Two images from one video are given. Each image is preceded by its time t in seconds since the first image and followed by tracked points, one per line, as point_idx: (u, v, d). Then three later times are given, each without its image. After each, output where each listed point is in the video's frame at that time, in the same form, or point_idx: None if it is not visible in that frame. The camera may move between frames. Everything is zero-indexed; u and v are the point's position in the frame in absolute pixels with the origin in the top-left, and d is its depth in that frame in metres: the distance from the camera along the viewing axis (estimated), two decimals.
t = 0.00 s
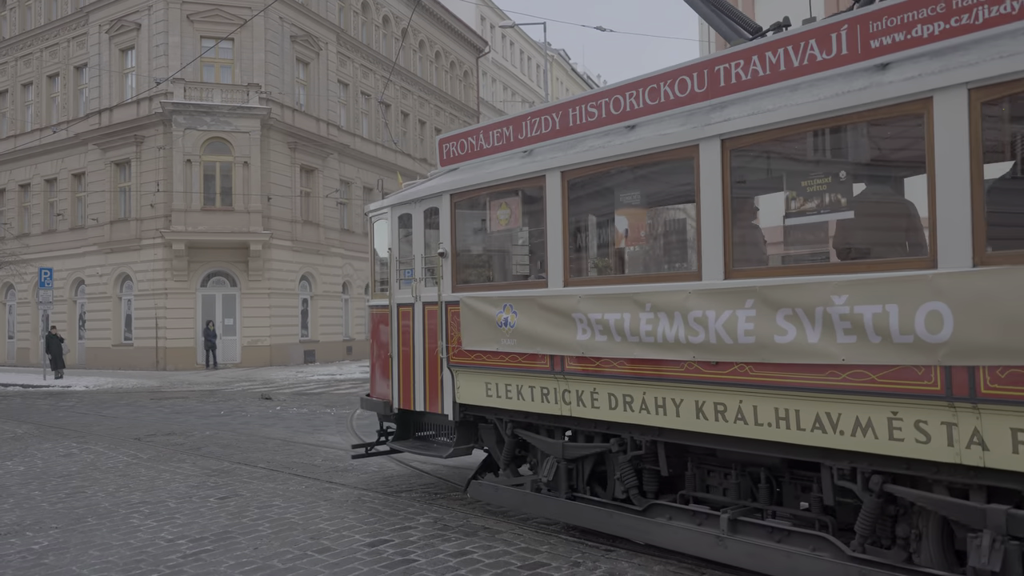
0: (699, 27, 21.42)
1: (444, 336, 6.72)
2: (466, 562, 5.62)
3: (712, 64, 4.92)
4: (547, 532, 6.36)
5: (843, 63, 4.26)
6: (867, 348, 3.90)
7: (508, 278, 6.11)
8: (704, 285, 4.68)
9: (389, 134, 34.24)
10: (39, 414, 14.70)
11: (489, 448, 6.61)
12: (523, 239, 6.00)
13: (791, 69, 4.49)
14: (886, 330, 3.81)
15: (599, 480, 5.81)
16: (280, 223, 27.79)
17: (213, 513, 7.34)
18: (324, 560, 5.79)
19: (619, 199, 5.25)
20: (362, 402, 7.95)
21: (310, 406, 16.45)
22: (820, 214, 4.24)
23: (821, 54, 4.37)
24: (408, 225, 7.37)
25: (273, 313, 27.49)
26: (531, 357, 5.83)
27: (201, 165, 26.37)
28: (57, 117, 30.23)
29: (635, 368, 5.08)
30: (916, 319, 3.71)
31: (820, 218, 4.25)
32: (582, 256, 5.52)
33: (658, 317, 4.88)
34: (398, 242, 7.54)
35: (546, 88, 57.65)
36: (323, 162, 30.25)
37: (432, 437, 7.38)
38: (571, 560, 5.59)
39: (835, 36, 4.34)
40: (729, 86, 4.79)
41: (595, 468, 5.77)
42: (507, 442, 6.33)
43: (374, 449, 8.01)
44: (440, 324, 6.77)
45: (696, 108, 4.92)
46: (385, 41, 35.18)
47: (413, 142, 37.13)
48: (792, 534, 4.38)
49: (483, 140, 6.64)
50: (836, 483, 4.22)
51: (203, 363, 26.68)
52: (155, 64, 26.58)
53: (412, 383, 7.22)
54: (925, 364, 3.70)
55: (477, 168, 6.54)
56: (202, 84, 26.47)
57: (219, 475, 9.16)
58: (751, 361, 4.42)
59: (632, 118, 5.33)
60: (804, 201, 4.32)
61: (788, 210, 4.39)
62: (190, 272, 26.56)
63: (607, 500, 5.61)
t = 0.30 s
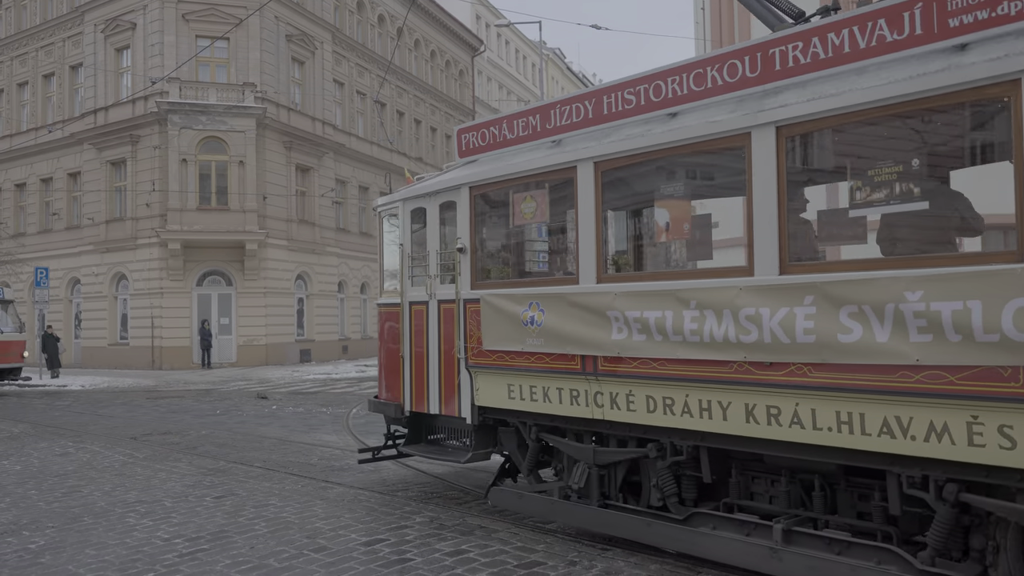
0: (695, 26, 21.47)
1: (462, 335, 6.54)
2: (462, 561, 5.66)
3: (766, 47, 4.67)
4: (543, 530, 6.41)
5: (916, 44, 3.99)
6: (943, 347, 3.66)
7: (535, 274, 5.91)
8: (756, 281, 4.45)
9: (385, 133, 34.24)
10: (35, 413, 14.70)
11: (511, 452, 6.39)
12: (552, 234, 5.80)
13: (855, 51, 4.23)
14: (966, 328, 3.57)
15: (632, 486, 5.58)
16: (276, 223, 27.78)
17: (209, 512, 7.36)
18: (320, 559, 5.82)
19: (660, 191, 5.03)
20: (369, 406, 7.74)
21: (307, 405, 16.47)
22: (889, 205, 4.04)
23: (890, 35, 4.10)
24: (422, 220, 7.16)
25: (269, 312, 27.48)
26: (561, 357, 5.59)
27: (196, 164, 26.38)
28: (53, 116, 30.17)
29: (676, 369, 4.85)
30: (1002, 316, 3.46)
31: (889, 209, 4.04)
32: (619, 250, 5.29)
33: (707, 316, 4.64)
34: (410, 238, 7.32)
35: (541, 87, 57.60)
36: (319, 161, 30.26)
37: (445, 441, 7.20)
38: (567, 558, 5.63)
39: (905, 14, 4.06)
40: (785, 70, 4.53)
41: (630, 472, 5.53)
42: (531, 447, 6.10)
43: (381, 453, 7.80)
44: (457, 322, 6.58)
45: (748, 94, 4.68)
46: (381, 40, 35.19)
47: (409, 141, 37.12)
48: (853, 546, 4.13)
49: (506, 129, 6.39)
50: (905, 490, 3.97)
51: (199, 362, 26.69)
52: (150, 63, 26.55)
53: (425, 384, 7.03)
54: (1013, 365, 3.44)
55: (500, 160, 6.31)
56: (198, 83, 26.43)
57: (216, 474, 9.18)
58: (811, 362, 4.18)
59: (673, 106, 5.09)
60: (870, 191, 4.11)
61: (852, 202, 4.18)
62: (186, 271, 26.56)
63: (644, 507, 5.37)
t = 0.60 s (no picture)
0: (692, 24, 21.49)
1: (482, 335, 6.31)
2: (461, 560, 5.72)
3: (826, 28, 4.51)
4: (543, 529, 6.47)
5: (995, 22, 3.83)
6: None
7: (564, 270, 5.68)
8: (816, 277, 4.25)
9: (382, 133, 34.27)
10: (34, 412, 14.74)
11: (534, 457, 6.14)
12: (581, 228, 5.59)
13: (928, 31, 4.06)
14: None
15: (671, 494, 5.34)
16: (274, 222, 27.81)
17: (208, 511, 7.41)
18: (319, 558, 5.87)
19: (705, 181, 4.82)
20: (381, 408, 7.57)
21: (305, 404, 16.52)
22: (966, 195, 3.85)
23: (970, 13, 3.92)
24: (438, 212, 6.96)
25: (267, 312, 27.51)
26: (595, 358, 5.36)
27: (194, 164, 26.41)
28: (51, 116, 30.18)
29: (723, 369, 4.64)
30: None
31: (965, 198, 3.86)
32: (660, 243, 5.06)
33: (761, 314, 4.43)
34: (425, 232, 7.13)
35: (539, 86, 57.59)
36: (316, 160, 30.28)
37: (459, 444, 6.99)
38: (565, 558, 5.69)
39: None
40: (849, 52, 4.37)
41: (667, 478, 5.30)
42: (559, 452, 5.85)
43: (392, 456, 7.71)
44: (478, 320, 6.35)
45: (808, 77, 4.50)
46: (378, 39, 35.21)
47: (407, 140, 37.14)
48: (923, 560, 3.96)
49: (536, 119, 6.19)
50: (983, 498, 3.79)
51: (197, 361, 26.70)
52: (148, 63, 26.56)
53: (443, 386, 6.78)
54: None
55: (525, 151, 6.13)
56: (196, 83, 26.44)
57: (214, 473, 9.22)
58: (879, 363, 3.97)
59: (721, 93, 4.90)
60: (944, 180, 3.92)
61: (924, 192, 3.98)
62: (184, 271, 26.57)
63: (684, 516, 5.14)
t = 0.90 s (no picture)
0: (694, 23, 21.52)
1: (513, 336, 6.14)
2: (463, 559, 5.76)
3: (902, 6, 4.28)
4: (545, 530, 6.50)
5: None
6: None
7: (602, 267, 5.47)
8: (890, 272, 4.00)
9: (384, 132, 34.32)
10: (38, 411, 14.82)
11: (570, 464, 5.93)
12: (622, 223, 5.37)
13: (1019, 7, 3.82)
14: None
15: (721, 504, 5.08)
16: (276, 222, 27.87)
17: (211, 509, 7.47)
18: (321, 557, 5.91)
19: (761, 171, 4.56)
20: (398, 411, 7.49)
21: (307, 403, 16.57)
22: None
23: None
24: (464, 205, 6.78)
25: (270, 312, 27.58)
26: (639, 360, 5.15)
27: (197, 164, 26.46)
28: (55, 117, 30.25)
29: (782, 371, 4.42)
30: None
31: None
32: (714, 239, 4.81)
33: (830, 312, 4.19)
34: (451, 226, 6.95)
35: (541, 85, 57.58)
36: (319, 160, 30.33)
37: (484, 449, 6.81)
38: (568, 557, 5.73)
39: None
40: (925, 32, 4.15)
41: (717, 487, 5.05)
42: (598, 458, 5.65)
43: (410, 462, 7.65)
44: (508, 320, 6.18)
45: (880, 58, 4.28)
46: (380, 39, 35.27)
47: (409, 139, 37.19)
48: None
49: (575, 108, 5.97)
50: None
51: (200, 361, 26.75)
52: (151, 64, 26.62)
53: (470, 389, 6.62)
54: None
55: (560, 142, 5.94)
56: (198, 83, 26.51)
57: (216, 473, 9.26)
58: (962, 365, 3.72)
59: (782, 77, 4.69)
60: None
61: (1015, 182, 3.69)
62: (187, 271, 26.61)
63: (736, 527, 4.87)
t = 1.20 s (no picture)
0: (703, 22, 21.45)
1: (558, 337, 5.71)
2: (471, 559, 5.76)
3: None
4: (553, 529, 6.49)
5: None
6: None
7: (660, 263, 5.09)
8: (998, 266, 3.65)
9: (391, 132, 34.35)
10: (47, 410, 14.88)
11: (619, 472, 5.53)
12: (682, 215, 4.97)
13: None
14: None
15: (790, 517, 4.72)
16: (284, 222, 27.92)
17: (219, 509, 7.49)
18: (329, 557, 5.91)
19: (845, 158, 4.24)
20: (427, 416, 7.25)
21: (315, 402, 16.60)
22: None
23: None
24: (501, 197, 6.33)
25: (278, 312, 27.63)
26: (704, 363, 4.76)
27: (205, 164, 26.52)
28: (64, 117, 30.38)
29: (874, 377, 4.03)
30: None
31: None
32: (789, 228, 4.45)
33: (928, 311, 3.83)
34: (485, 221, 6.51)
35: (548, 84, 57.50)
36: (326, 159, 30.38)
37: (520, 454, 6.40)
38: (576, 557, 5.72)
39: None
40: None
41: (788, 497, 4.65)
42: (652, 465, 5.22)
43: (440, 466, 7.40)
44: (552, 319, 5.75)
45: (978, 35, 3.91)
46: (387, 39, 35.33)
47: (416, 139, 37.21)
48: None
49: (624, 91, 5.55)
50: None
51: (208, 360, 26.82)
52: (160, 64, 26.71)
53: (508, 393, 6.19)
54: None
55: (608, 130, 5.51)
56: (206, 83, 26.59)
57: (224, 472, 9.28)
58: None
59: (865, 57, 4.29)
60: None
61: None
62: (195, 271, 26.67)
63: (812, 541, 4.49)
